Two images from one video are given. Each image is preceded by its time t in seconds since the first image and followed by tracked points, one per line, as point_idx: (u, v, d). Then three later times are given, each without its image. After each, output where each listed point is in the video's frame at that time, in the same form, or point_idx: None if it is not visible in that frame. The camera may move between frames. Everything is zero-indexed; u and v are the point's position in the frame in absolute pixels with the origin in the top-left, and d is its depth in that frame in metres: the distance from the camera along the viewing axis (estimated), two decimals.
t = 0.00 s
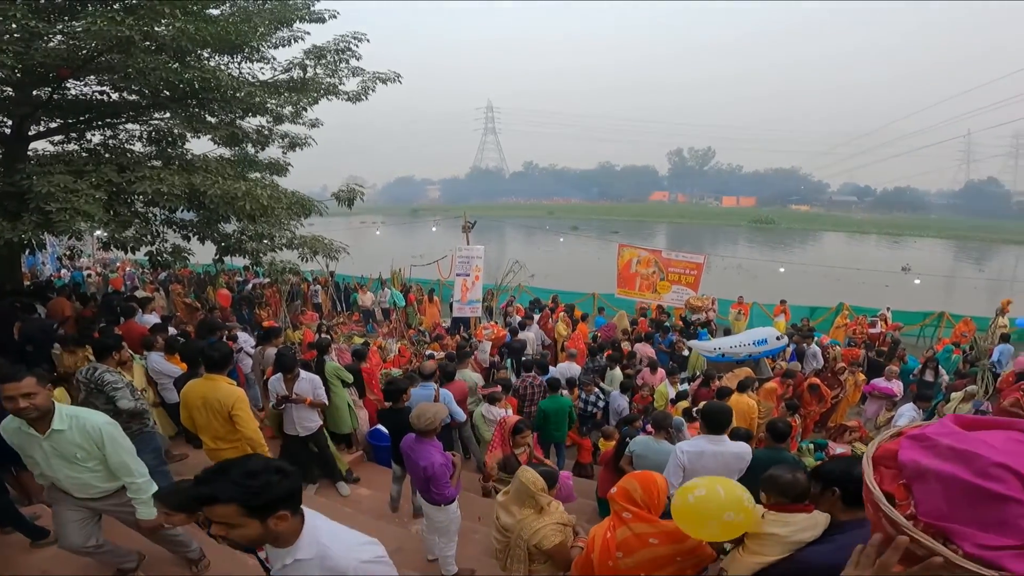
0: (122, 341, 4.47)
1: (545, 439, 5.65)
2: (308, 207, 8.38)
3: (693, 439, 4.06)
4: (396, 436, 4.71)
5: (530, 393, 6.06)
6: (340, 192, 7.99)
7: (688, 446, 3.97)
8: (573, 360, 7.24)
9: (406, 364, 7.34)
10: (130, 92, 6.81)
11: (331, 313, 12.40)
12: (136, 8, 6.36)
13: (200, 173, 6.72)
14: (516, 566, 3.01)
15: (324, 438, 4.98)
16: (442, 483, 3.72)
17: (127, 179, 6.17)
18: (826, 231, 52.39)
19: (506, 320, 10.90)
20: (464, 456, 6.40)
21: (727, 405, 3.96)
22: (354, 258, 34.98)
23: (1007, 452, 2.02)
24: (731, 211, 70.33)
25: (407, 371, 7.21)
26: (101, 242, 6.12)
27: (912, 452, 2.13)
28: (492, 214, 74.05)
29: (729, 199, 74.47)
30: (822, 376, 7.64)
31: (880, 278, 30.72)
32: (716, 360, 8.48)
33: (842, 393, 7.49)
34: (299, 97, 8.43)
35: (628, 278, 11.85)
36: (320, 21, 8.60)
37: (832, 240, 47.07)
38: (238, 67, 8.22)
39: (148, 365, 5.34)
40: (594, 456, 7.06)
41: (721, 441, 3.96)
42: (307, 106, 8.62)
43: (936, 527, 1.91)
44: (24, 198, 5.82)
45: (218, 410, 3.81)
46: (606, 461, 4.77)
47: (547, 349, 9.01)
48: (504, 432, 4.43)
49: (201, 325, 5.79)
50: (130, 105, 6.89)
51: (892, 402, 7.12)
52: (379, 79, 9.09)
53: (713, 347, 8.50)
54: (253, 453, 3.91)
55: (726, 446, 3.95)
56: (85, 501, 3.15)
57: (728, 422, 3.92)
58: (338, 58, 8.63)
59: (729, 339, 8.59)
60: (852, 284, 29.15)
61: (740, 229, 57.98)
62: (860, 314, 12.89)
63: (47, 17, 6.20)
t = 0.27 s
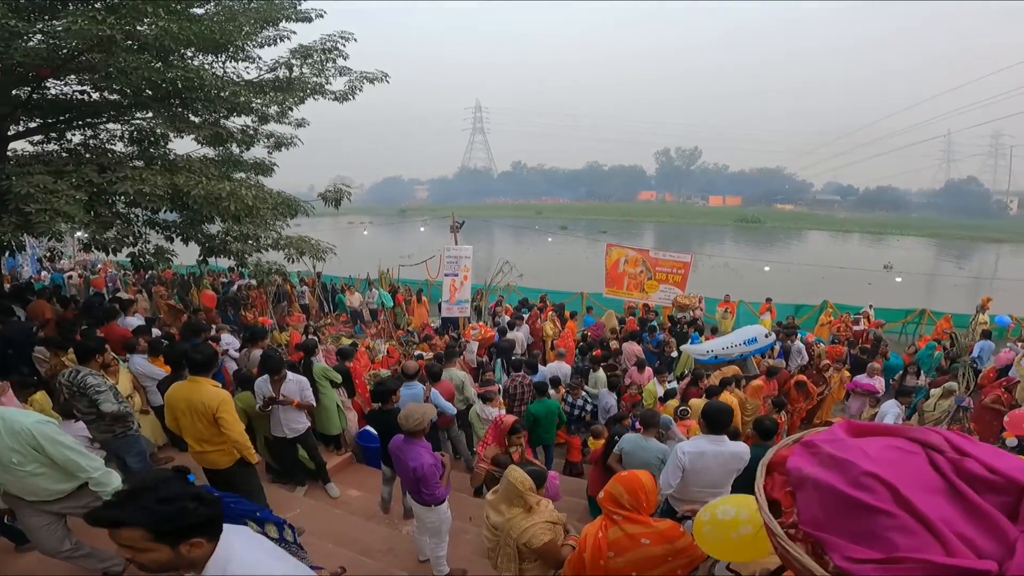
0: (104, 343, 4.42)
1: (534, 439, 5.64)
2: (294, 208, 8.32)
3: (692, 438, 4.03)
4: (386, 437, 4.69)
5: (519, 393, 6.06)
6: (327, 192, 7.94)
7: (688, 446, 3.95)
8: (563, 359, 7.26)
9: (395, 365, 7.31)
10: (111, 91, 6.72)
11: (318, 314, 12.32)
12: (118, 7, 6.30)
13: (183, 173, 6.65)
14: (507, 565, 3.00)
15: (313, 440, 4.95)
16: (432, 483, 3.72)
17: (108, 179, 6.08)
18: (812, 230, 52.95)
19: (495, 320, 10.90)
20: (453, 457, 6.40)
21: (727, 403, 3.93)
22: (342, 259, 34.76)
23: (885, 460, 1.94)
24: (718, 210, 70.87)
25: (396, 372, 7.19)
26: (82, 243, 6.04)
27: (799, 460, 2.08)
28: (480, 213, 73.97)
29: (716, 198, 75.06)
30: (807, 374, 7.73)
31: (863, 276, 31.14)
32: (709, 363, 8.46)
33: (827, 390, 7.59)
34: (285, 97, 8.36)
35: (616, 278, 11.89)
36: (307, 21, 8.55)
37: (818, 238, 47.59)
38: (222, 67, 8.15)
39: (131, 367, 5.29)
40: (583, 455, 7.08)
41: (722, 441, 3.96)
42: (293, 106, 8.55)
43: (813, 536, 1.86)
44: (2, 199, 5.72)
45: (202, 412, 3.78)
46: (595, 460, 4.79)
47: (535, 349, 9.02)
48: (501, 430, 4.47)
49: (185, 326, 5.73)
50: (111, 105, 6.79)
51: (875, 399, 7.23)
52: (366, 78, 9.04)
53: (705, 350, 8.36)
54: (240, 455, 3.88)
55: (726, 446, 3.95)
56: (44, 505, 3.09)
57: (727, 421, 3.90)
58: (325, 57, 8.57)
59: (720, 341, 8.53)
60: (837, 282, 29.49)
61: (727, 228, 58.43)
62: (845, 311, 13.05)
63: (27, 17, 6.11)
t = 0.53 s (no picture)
0: (88, 347, 4.38)
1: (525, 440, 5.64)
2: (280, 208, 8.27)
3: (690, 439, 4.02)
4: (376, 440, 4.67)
5: (511, 393, 6.07)
6: (314, 193, 7.90)
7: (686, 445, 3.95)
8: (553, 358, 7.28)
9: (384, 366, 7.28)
10: (92, 92, 6.62)
11: (306, 315, 12.25)
12: (99, 7, 6.24)
13: (166, 174, 6.58)
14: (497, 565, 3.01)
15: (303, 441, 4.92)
16: (423, 484, 3.71)
17: (90, 181, 6.00)
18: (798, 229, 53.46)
19: (485, 320, 10.89)
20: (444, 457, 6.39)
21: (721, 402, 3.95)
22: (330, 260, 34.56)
23: (736, 450, 1.83)
24: (705, 209, 71.31)
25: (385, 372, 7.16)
26: (64, 246, 5.95)
27: (664, 446, 1.98)
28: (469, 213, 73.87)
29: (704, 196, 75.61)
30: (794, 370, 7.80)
31: (848, 273, 31.53)
32: (699, 365, 8.41)
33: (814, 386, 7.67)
34: (271, 97, 8.30)
35: (605, 277, 11.93)
36: (293, 21, 8.49)
37: (804, 236, 48.07)
38: (206, 67, 8.07)
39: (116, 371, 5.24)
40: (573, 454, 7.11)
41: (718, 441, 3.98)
42: (279, 106, 8.49)
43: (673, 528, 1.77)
44: None
45: (189, 415, 3.76)
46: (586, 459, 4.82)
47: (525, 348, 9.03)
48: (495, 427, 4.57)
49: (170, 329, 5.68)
50: (93, 106, 6.69)
51: (859, 394, 7.32)
52: (353, 78, 8.98)
53: (695, 352, 8.38)
54: (228, 458, 3.85)
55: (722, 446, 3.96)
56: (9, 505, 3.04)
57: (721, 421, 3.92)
58: (311, 57, 8.52)
59: (708, 342, 8.51)
60: (823, 280, 29.80)
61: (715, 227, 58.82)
62: (830, 309, 13.19)
63: (7, 16, 6.02)
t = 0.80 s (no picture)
0: (70, 349, 4.31)
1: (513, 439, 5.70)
2: (266, 208, 8.21)
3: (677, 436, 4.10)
4: (365, 440, 4.67)
5: (501, 392, 6.08)
6: (301, 192, 7.85)
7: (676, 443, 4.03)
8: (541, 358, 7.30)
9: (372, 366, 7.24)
10: (73, 90, 6.51)
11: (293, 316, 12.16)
12: (80, 5, 6.15)
13: (149, 174, 6.50)
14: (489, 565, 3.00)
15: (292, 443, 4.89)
16: (412, 484, 3.71)
17: (70, 181, 5.90)
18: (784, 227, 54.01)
19: (473, 319, 10.88)
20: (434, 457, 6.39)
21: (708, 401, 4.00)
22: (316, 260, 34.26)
23: (571, 448, 2.29)
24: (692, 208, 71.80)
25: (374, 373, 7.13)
26: (43, 247, 5.86)
27: (519, 451, 2.45)
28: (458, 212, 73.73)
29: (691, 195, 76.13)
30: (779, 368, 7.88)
31: (832, 271, 31.92)
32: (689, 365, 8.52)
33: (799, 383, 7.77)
34: (256, 96, 8.23)
35: (593, 276, 11.97)
36: (279, 19, 8.43)
37: (789, 235, 48.55)
38: (190, 65, 7.97)
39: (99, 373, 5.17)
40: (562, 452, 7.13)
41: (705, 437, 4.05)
42: (265, 105, 8.41)
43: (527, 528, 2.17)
44: None
45: (174, 417, 3.72)
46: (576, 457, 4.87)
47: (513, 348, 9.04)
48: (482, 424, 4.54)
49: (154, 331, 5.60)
50: (73, 105, 6.58)
51: (843, 391, 7.42)
52: (340, 78, 8.93)
53: (684, 352, 8.47)
54: (215, 460, 3.82)
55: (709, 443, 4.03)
56: None
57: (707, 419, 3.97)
58: (298, 56, 8.46)
59: (695, 342, 8.65)
60: (808, 278, 30.12)
61: (701, 226, 59.24)
62: (814, 306, 13.36)
63: None
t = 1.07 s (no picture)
0: (52, 350, 4.25)
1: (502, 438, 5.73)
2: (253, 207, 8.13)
3: (661, 434, 4.14)
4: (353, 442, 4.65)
5: (490, 392, 6.08)
6: (288, 192, 7.79)
7: (657, 441, 4.08)
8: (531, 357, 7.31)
9: (360, 365, 7.21)
10: (55, 88, 6.40)
11: (280, 316, 12.08)
12: (64, 2, 6.08)
13: (133, 172, 6.43)
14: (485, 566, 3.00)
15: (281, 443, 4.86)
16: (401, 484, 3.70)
17: (52, 179, 5.83)
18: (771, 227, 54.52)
19: (463, 319, 10.87)
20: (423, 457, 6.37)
21: (693, 399, 4.02)
22: (304, 260, 34.02)
23: (412, 463, 2.28)
24: (681, 208, 72.38)
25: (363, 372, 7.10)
26: (24, 246, 5.77)
27: (365, 466, 2.41)
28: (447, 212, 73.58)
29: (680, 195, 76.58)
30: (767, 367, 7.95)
31: (818, 271, 32.27)
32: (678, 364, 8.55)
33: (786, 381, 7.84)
34: (243, 95, 8.16)
35: (582, 275, 12.00)
36: (267, 17, 8.36)
37: (776, 235, 49.01)
38: (176, 63, 7.88)
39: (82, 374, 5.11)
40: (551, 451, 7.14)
41: (688, 436, 4.07)
42: (252, 104, 8.35)
43: (375, 546, 2.18)
44: None
45: (160, 418, 3.67)
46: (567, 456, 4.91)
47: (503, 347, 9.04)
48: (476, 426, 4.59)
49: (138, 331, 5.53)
50: (55, 103, 6.46)
51: (829, 390, 7.50)
52: (329, 76, 8.87)
53: (674, 351, 8.45)
54: (203, 459, 3.79)
55: (693, 441, 4.06)
56: None
57: (691, 417, 4.00)
58: (286, 54, 8.39)
59: (683, 342, 8.63)
60: (795, 277, 30.42)
61: (690, 225, 59.63)
62: (800, 305, 13.50)
63: None
